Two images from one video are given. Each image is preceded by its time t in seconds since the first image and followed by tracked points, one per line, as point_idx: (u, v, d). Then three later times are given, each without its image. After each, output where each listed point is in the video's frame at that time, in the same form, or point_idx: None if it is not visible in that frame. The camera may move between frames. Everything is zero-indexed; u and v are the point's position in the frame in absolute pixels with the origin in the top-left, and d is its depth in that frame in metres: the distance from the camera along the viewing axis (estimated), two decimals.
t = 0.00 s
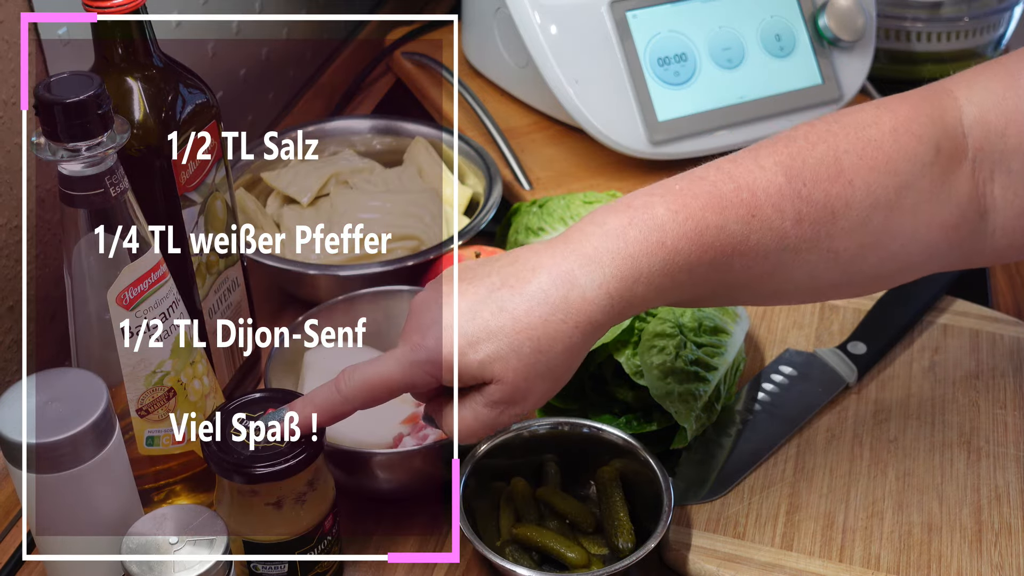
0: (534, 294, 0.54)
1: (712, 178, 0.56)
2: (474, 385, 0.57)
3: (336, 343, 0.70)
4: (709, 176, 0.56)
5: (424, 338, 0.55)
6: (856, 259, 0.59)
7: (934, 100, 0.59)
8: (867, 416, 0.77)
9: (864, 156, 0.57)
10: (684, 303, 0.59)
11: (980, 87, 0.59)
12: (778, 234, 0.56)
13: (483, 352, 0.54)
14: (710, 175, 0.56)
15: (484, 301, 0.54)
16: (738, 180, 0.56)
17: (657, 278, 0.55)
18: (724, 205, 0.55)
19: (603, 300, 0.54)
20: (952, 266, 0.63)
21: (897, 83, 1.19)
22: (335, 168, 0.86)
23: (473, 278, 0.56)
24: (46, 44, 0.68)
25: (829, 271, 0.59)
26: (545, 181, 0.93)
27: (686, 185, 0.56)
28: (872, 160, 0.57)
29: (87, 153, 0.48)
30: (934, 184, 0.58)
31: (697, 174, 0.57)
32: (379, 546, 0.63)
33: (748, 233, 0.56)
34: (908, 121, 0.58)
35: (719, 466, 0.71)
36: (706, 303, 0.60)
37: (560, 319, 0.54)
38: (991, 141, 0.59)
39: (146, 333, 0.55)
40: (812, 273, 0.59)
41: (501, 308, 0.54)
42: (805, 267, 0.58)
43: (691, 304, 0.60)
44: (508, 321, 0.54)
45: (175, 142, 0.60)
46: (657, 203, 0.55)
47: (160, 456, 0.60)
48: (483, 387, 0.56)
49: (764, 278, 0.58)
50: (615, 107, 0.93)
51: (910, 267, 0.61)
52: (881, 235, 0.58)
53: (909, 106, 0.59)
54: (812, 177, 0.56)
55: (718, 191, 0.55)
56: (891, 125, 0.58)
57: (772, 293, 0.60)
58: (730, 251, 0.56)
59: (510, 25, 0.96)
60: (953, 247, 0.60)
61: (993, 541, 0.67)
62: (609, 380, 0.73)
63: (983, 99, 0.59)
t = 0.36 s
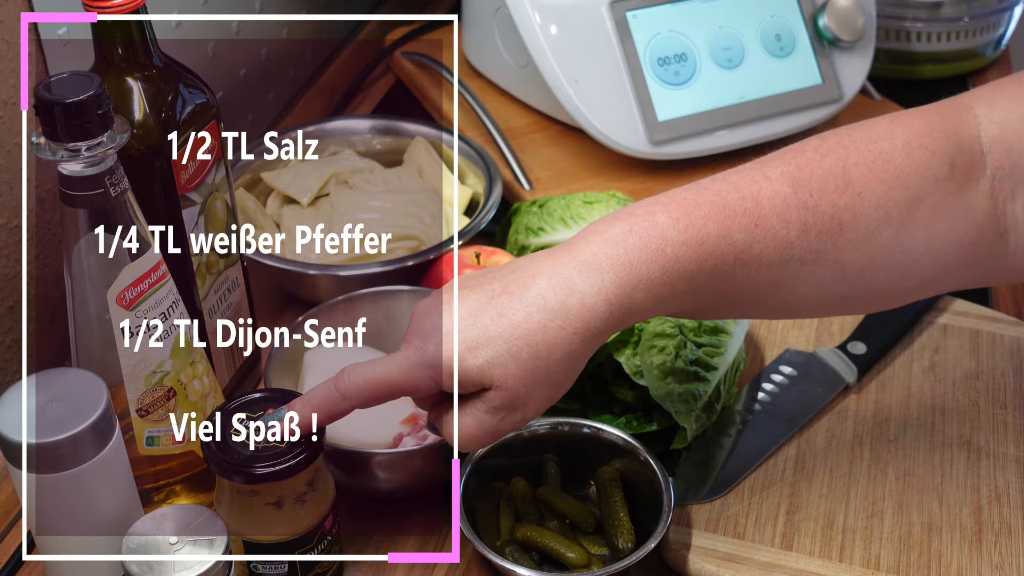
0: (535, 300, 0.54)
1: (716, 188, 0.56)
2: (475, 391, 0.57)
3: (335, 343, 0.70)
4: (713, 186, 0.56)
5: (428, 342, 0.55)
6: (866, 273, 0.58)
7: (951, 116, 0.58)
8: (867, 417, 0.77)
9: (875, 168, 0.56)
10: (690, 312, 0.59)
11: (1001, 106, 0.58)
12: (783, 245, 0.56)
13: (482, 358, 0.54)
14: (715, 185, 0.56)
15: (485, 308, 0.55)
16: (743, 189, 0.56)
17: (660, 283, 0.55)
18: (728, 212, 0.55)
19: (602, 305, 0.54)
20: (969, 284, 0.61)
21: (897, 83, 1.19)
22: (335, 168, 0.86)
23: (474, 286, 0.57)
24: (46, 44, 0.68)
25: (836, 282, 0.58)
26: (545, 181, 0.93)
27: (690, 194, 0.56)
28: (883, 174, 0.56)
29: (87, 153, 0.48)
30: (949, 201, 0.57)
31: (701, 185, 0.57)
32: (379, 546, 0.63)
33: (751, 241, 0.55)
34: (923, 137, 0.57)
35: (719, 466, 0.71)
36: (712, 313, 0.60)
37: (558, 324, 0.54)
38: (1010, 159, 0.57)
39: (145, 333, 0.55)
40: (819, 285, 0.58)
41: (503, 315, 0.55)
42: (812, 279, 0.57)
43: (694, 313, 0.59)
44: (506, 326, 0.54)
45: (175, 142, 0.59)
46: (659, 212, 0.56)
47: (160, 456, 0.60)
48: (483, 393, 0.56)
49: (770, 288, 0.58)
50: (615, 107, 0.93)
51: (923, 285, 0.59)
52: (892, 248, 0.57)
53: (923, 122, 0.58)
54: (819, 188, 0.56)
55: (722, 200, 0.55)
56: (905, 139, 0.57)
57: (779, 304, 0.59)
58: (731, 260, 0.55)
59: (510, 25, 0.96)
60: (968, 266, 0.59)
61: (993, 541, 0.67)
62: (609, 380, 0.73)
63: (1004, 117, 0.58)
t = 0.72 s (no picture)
0: (538, 299, 0.55)
1: (721, 190, 0.56)
2: (479, 390, 0.57)
3: (337, 343, 0.70)
4: (718, 187, 0.56)
5: (433, 342, 0.55)
6: (871, 275, 0.57)
7: (961, 121, 0.58)
8: (868, 417, 0.77)
9: (881, 172, 0.56)
10: (693, 313, 0.59)
11: (1013, 111, 0.58)
12: (788, 247, 0.56)
13: (485, 356, 0.55)
14: (719, 187, 0.56)
15: (490, 307, 0.56)
16: (747, 192, 0.56)
17: (662, 283, 0.55)
18: (732, 213, 0.55)
19: (604, 305, 0.54)
20: (978, 290, 0.61)
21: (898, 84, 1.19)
22: (335, 167, 0.86)
23: (478, 288, 0.57)
24: (46, 44, 0.68)
25: (841, 283, 0.57)
26: (545, 181, 0.93)
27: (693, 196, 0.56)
28: (889, 177, 0.56)
29: (87, 153, 0.48)
30: (956, 204, 0.56)
31: (706, 186, 0.57)
32: (379, 547, 0.63)
33: (755, 242, 0.55)
34: (930, 141, 0.57)
35: (719, 466, 0.71)
36: (716, 316, 0.60)
37: (560, 323, 0.54)
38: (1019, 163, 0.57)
39: (146, 333, 0.55)
40: (824, 288, 0.58)
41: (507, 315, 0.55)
42: (817, 281, 0.57)
43: (697, 314, 0.59)
44: (508, 326, 0.54)
45: (174, 141, 0.59)
46: (661, 213, 0.56)
47: (160, 455, 0.60)
48: (488, 391, 0.57)
49: (774, 290, 0.57)
50: (615, 107, 0.93)
51: (930, 289, 0.59)
52: (897, 250, 0.57)
53: (931, 126, 0.58)
54: (824, 191, 0.56)
55: (726, 201, 0.55)
56: (912, 143, 0.57)
57: (783, 307, 0.59)
58: (734, 261, 0.55)
59: (510, 25, 0.96)
60: (976, 270, 0.58)
61: (993, 542, 0.67)
62: (610, 380, 0.73)
63: (1014, 122, 0.58)
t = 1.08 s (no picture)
0: (539, 304, 0.55)
1: (721, 194, 0.56)
2: (479, 394, 0.57)
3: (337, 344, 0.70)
4: (719, 192, 0.56)
5: (433, 345, 0.55)
6: (871, 278, 0.57)
7: (962, 123, 0.58)
8: (868, 417, 0.77)
9: (882, 174, 0.56)
10: (693, 315, 0.59)
11: (1014, 112, 0.58)
12: (789, 251, 0.56)
13: (485, 360, 0.55)
14: (719, 191, 0.56)
15: (490, 311, 0.56)
16: (747, 195, 0.56)
17: (663, 286, 0.55)
18: (732, 217, 0.55)
19: (604, 310, 0.54)
20: (979, 292, 0.61)
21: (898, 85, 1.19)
22: (335, 167, 0.86)
23: (478, 291, 0.57)
24: (46, 44, 0.68)
25: (842, 285, 0.57)
26: (545, 181, 0.93)
27: (693, 199, 0.56)
28: (890, 180, 0.56)
29: (87, 153, 0.48)
30: (957, 207, 0.56)
31: (706, 190, 0.57)
32: (379, 548, 0.63)
33: (755, 245, 0.55)
34: (931, 143, 0.57)
35: (719, 466, 0.71)
36: (715, 318, 0.60)
37: (560, 327, 0.54)
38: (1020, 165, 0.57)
39: (146, 333, 0.55)
40: (825, 290, 0.58)
41: (507, 318, 0.55)
42: (818, 284, 0.57)
43: (697, 316, 0.59)
44: (508, 331, 0.54)
45: (174, 141, 0.59)
46: (661, 217, 0.56)
47: (160, 455, 0.60)
48: (488, 395, 0.57)
49: (775, 293, 0.57)
50: (616, 106, 0.93)
51: (930, 291, 0.59)
52: (898, 252, 0.57)
53: (932, 128, 0.58)
54: (825, 194, 0.56)
55: (726, 205, 0.55)
56: (913, 145, 0.57)
57: (783, 309, 0.59)
58: (733, 265, 0.55)
59: (510, 25, 0.96)
60: (976, 272, 0.58)
61: (993, 542, 0.67)
62: (610, 380, 0.73)
63: (1015, 123, 0.58)
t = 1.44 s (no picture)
0: (541, 309, 0.55)
1: (723, 197, 0.56)
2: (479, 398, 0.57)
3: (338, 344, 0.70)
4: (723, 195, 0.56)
5: (434, 348, 0.55)
6: (875, 280, 0.57)
7: (965, 123, 0.57)
8: (868, 418, 0.77)
9: (884, 176, 0.56)
10: (695, 317, 0.59)
11: (1017, 112, 0.58)
12: (791, 253, 0.56)
13: (487, 365, 0.55)
14: (722, 194, 0.56)
15: (493, 315, 0.56)
16: (750, 199, 0.56)
17: (663, 293, 0.55)
18: (735, 220, 0.55)
19: (606, 314, 0.55)
20: (981, 293, 0.61)
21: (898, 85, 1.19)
22: (335, 167, 0.86)
23: (480, 294, 0.57)
24: (46, 44, 0.68)
25: (842, 286, 0.57)
26: (545, 181, 0.93)
27: (690, 206, 0.56)
28: (892, 182, 0.56)
29: (87, 153, 0.48)
30: (961, 209, 0.56)
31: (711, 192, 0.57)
32: (379, 549, 0.63)
33: (758, 249, 0.55)
34: (934, 143, 0.57)
35: (719, 466, 0.71)
36: (716, 319, 0.60)
37: (562, 332, 0.54)
38: None
39: (146, 333, 0.55)
40: (828, 293, 0.58)
41: (509, 325, 0.55)
42: (822, 286, 0.57)
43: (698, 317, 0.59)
44: (511, 335, 0.54)
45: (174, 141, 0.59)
46: (664, 220, 0.56)
47: (161, 455, 0.60)
48: (488, 399, 0.57)
49: (778, 296, 0.57)
50: (615, 106, 0.93)
51: (931, 290, 0.59)
52: (898, 252, 0.57)
53: (934, 129, 0.58)
54: (828, 197, 0.56)
55: (729, 208, 0.55)
56: (916, 147, 0.57)
57: (783, 309, 0.59)
58: (737, 268, 0.55)
59: (510, 25, 0.96)
60: (978, 272, 0.58)
61: (994, 542, 0.67)
62: (609, 380, 0.73)
63: (1019, 123, 0.57)
